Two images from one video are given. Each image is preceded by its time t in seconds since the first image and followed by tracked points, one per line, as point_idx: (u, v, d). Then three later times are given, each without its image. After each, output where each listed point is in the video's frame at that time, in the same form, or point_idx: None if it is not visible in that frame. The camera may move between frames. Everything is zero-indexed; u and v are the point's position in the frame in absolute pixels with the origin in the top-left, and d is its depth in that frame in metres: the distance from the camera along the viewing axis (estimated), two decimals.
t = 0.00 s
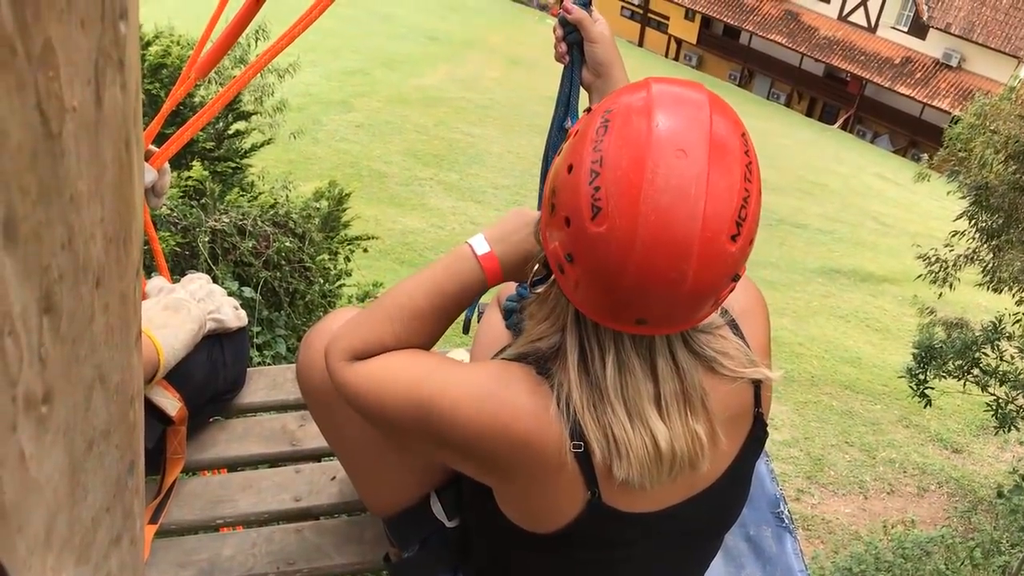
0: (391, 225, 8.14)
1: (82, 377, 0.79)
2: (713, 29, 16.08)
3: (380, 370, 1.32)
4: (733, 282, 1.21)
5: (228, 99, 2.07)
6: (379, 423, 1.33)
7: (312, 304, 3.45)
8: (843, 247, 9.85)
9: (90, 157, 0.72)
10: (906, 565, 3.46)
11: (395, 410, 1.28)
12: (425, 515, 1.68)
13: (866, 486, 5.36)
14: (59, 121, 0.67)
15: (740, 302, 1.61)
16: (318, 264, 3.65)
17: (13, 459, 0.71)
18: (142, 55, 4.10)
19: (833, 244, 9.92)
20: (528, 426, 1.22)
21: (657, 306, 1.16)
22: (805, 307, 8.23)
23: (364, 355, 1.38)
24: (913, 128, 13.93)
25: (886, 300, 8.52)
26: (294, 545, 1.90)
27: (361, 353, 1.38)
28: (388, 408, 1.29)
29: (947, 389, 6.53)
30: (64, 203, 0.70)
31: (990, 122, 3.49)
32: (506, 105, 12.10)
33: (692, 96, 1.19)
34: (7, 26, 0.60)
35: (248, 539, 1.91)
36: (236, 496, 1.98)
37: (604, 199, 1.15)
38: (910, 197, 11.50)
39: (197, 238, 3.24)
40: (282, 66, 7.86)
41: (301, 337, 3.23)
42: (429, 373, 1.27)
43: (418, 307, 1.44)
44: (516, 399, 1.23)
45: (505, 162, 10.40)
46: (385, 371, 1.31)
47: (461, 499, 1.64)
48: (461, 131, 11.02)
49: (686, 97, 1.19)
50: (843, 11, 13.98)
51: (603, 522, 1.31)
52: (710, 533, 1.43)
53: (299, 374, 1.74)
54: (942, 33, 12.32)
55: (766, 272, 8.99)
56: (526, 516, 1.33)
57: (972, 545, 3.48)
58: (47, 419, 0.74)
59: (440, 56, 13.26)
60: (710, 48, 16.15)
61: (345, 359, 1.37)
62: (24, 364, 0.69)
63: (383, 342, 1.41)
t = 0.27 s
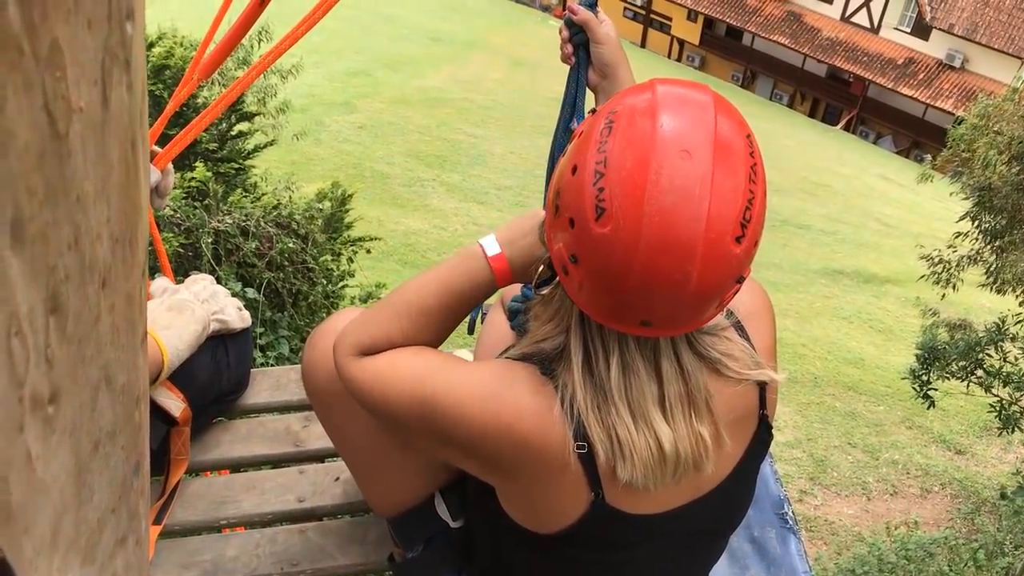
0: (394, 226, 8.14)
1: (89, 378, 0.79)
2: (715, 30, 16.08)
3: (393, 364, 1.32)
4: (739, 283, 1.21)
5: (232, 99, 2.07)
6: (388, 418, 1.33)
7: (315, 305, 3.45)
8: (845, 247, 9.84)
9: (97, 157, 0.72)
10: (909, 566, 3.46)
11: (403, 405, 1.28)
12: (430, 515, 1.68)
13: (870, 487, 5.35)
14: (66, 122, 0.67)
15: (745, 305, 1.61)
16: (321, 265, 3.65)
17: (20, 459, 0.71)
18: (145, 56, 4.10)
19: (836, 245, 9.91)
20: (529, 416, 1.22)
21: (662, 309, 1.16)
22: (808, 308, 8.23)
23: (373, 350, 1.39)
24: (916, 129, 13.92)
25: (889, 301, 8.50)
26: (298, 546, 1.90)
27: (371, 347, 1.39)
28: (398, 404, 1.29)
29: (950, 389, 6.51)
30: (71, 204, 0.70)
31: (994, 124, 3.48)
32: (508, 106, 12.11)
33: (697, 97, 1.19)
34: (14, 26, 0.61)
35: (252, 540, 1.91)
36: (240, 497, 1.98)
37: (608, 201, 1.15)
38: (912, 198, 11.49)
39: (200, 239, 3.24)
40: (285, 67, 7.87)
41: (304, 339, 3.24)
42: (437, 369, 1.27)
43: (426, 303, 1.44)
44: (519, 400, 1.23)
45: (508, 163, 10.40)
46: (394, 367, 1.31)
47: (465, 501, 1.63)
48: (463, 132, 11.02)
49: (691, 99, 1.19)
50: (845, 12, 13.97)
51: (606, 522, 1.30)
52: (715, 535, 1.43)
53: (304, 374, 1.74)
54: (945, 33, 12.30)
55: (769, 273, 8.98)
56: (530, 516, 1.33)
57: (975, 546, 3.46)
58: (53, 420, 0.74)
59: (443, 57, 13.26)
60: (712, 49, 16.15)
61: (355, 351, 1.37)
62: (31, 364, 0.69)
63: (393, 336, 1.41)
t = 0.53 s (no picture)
0: (396, 227, 8.15)
1: (91, 381, 0.79)
2: (718, 30, 16.07)
3: (393, 388, 1.33)
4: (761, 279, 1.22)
5: (236, 100, 2.07)
6: (391, 438, 1.34)
7: (318, 305, 3.46)
8: (848, 248, 9.84)
9: (99, 160, 0.72)
10: (912, 567, 3.47)
11: (409, 422, 1.30)
12: (432, 514, 1.67)
13: (872, 488, 5.35)
14: (68, 125, 0.67)
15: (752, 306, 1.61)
16: (324, 265, 3.66)
17: (21, 462, 0.71)
18: (148, 57, 4.11)
19: (839, 245, 9.90)
20: (533, 405, 1.23)
21: (704, 311, 1.17)
22: (810, 309, 8.23)
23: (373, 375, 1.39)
24: (919, 130, 13.90)
25: (892, 301, 8.50)
26: (301, 547, 1.90)
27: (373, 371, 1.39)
28: (402, 420, 1.30)
29: (953, 390, 6.50)
30: (72, 207, 0.70)
31: (997, 125, 3.48)
32: (511, 106, 12.11)
33: (696, 96, 1.19)
34: (17, 31, 0.61)
35: (254, 541, 1.91)
36: (242, 497, 1.98)
37: (646, 224, 1.14)
38: (915, 198, 11.48)
39: (203, 239, 3.24)
40: (287, 67, 7.88)
41: (307, 339, 3.24)
42: (439, 381, 1.28)
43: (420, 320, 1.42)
44: (529, 398, 1.23)
45: (510, 164, 10.40)
46: (398, 386, 1.32)
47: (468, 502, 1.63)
48: (466, 132, 11.03)
49: (690, 97, 1.19)
50: (848, 12, 13.95)
51: (613, 523, 1.31)
52: (718, 536, 1.44)
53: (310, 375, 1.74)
54: (948, 33, 12.28)
55: (771, 273, 8.98)
56: (537, 516, 1.33)
57: (977, 547, 3.44)
58: (55, 422, 0.74)
59: (446, 58, 13.27)
60: (715, 49, 16.15)
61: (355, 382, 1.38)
62: (32, 366, 0.70)
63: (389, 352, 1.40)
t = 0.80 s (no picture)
0: (398, 227, 8.16)
1: (92, 381, 0.79)
2: (720, 31, 16.07)
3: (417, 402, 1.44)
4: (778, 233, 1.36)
5: (238, 100, 2.07)
6: (416, 453, 1.45)
7: (319, 305, 3.46)
8: (849, 249, 9.84)
9: (100, 162, 0.73)
10: (913, 569, 3.47)
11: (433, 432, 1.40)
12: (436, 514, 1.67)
13: (873, 489, 5.35)
14: (70, 126, 0.67)
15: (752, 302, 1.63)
16: (325, 265, 3.66)
17: (22, 462, 0.71)
18: (149, 57, 4.11)
19: (840, 246, 9.90)
20: (541, 411, 1.29)
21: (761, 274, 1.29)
22: (812, 310, 8.23)
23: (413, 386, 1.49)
24: (921, 131, 13.89)
25: (894, 303, 8.49)
26: (301, 547, 1.90)
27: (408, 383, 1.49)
28: (423, 432, 1.41)
29: (955, 391, 6.49)
30: (74, 208, 0.70)
31: (998, 125, 3.48)
32: (512, 107, 12.12)
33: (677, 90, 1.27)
34: (21, 31, 0.61)
35: (255, 541, 1.91)
36: (243, 498, 1.98)
37: (731, 221, 1.21)
38: (917, 198, 11.47)
39: (204, 239, 3.25)
40: (290, 68, 7.89)
41: (308, 339, 3.24)
42: (461, 393, 1.37)
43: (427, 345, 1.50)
44: (541, 404, 1.29)
45: (512, 164, 10.41)
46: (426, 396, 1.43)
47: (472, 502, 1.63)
48: (468, 132, 11.04)
49: (682, 95, 1.26)
50: (850, 13, 13.94)
51: (624, 520, 1.36)
52: (723, 533, 1.48)
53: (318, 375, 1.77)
54: (949, 34, 12.26)
55: (773, 274, 8.99)
56: (543, 519, 1.40)
57: (978, 548, 3.43)
58: (56, 423, 0.74)
59: (448, 58, 13.27)
60: (716, 50, 16.16)
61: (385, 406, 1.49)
62: (33, 367, 0.70)
63: (419, 365, 1.50)
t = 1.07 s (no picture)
0: (398, 228, 8.16)
1: (96, 383, 0.79)
2: (720, 32, 16.08)
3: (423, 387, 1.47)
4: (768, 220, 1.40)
5: (239, 102, 2.07)
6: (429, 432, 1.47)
7: (320, 306, 3.46)
8: (850, 250, 9.84)
9: (106, 165, 0.73)
10: (914, 571, 3.46)
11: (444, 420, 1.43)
12: (434, 515, 1.68)
13: (874, 491, 5.34)
14: (76, 130, 0.68)
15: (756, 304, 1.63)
16: (326, 266, 3.66)
17: (28, 464, 0.71)
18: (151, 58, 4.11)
19: (840, 247, 9.90)
20: (546, 407, 1.31)
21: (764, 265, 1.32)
22: (812, 311, 8.23)
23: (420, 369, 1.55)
24: (921, 133, 13.90)
25: (894, 305, 8.49)
26: (302, 549, 1.90)
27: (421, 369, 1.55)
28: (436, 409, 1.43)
29: (955, 393, 6.49)
30: (79, 211, 0.70)
31: (998, 128, 3.47)
32: (513, 108, 12.12)
33: (663, 93, 1.29)
34: (29, 33, 0.61)
35: (256, 543, 1.91)
36: (244, 499, 1.99)
37: (737, 217, 1.24)
38: (917, 200, 11.47)
39: (205, 240, 3.25)
40: (291, 69, 7.90)
41: (308, 340, 3.24)
42: (474, 376, 1.40)
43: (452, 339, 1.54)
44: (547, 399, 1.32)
45: (512, 166, 10.41)
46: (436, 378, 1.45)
47: (472, 502, 1.64)
48: (468, 134, 11.04)
49: (673, 98, 1.28)
50: (851, 14, 13.94)
51: (626, 521, 1.36)
52: (725, 535, 1.48)
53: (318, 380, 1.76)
54: (950, 36, 12.26)
55: (773, 275, 8.99)
56: (543, 516, 1.40)
57: (979, 550, 3.43)
58: (61, 425, 0.75)
59: (449, 60, 13.27)
60: (717, 51, 16.17)
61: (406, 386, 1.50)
62: (39, 369, 0.70)
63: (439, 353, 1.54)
